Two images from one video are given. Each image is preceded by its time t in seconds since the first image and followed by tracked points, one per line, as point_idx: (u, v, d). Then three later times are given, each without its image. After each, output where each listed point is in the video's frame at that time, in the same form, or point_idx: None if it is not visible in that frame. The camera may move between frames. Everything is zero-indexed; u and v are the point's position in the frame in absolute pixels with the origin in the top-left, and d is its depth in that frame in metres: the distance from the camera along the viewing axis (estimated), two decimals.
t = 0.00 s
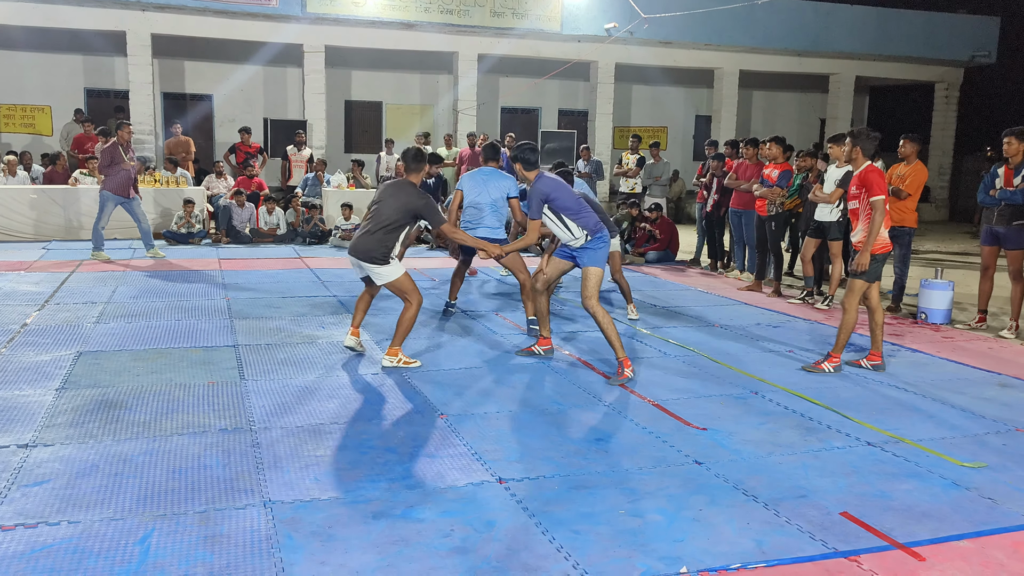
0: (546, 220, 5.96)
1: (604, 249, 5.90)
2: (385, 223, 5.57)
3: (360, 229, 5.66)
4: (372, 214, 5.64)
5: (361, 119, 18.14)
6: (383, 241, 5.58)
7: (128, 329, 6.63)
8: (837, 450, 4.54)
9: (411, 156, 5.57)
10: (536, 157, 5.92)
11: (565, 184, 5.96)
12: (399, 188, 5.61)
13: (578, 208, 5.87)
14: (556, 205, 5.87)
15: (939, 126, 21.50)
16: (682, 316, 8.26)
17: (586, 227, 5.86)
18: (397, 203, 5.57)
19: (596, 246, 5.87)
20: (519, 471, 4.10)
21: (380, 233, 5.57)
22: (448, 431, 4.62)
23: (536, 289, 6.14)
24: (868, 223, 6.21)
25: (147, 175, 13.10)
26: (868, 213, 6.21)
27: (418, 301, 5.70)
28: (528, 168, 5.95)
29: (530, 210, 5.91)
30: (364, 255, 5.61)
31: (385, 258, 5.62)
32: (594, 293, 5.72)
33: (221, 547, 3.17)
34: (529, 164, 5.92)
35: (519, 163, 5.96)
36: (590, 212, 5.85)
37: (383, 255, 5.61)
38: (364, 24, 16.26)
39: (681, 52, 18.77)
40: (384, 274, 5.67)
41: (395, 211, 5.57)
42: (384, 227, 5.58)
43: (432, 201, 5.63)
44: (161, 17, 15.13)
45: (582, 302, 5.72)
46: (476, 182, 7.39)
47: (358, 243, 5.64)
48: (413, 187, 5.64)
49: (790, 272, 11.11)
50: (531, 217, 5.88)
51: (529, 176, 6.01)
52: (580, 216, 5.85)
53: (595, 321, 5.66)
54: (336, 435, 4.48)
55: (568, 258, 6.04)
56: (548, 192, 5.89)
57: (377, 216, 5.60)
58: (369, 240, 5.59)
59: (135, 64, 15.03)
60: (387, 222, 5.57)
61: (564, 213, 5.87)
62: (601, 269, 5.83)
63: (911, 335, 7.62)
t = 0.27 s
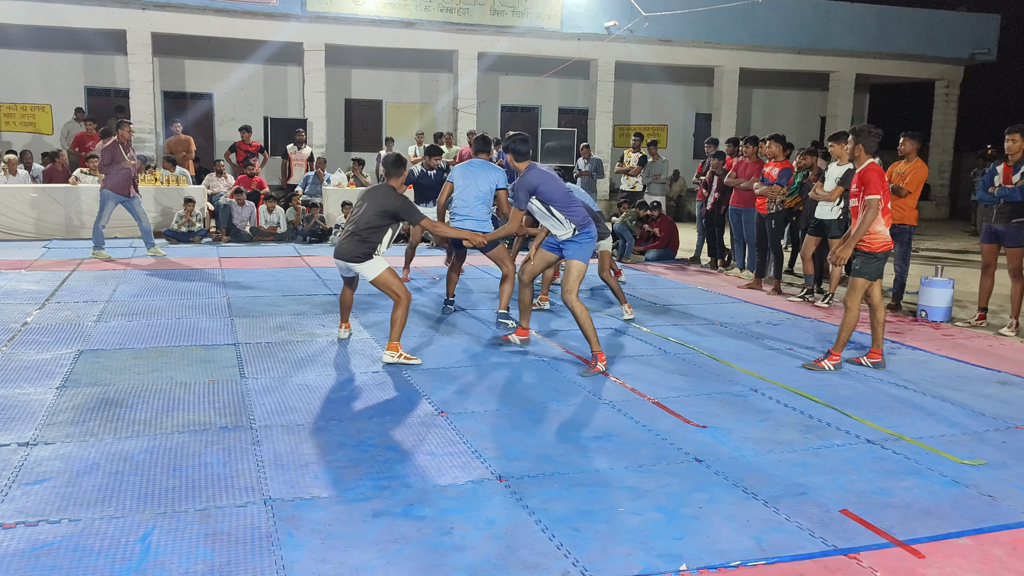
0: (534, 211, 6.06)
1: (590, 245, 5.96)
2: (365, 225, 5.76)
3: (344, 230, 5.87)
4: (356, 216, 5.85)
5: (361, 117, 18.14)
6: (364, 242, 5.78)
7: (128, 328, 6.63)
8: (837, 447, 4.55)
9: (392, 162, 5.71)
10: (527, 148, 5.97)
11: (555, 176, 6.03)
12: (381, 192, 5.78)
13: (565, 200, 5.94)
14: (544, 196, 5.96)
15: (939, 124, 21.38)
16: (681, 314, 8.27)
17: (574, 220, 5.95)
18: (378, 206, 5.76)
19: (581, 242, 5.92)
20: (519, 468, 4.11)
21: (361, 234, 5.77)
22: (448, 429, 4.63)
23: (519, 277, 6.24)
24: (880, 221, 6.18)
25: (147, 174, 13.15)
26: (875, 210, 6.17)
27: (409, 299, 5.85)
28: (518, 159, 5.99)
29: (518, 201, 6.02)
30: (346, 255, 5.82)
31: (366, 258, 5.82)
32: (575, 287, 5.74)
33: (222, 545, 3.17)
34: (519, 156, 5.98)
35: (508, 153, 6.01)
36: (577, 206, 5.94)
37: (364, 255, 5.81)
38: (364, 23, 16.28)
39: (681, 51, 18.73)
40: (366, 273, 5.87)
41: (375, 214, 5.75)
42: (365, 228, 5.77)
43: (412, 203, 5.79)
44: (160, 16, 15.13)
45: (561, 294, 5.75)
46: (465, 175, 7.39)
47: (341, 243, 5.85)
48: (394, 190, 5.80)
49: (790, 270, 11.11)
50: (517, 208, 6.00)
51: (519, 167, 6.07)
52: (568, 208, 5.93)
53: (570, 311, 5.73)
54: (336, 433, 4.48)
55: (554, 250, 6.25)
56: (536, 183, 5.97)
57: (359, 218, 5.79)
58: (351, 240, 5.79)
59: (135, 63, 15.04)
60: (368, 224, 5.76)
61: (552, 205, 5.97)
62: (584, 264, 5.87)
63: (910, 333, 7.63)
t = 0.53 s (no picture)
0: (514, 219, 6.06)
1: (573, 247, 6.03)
2: (355, 217, 5.83)
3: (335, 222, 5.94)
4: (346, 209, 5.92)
5: (363, 117, 18.16)
6: (353, 234, 5.84)
7: (131, 327, 6.64)
8: (839, 447, 4.54)
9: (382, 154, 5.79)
10: (504, 158, 5.89)
11: (533, 184, 6.01)
12: (371, 184, 5.84)
13: (545, 207, 5.96)
14: (523, 205, 5.95)
15: (943, 122, 21.37)
16: (683, 313, 8.26)
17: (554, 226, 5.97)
18: (368, 198, 5.82)
19: (564, 245, 5.97)
20: (522, 468, 4.11)
21: (351, 226, 5.83)
22: (450, 429, 4.63)
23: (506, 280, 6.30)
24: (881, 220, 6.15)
25: (150, 174, 13.15)
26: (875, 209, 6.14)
27: (393, 295, 5.88)
28: (496, 169, 5.91)
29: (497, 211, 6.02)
30: (335, 247, 5.88)
31: (354, 250, 5.88)
32: (560, 290, 5.80)
33: (224, 545, 3.17)
34: (496, 167, 5.90)
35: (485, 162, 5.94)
36: (556, 212, 5.98)
37: (353, 247, 5.87)
38: (366, 23, 16.30)
39: (684, 50, 18.71)
40: (354, 266, 5.92)
41: (364, 206, 5.81)
42: (354, 220, 5.84)
43: (401, 195, 5.83)
44: (163, 16, 15.15)
45: (548, 299, 5.80)
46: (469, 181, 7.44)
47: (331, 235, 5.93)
48: (384, 182, 5.87)
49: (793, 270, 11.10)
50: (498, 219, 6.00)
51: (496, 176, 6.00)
52: (548, 215, 5.95)
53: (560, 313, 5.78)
54: (338, 433, 4.48)
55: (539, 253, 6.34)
56: (514, 194, 5.95)
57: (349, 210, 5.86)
58: (340, 232, 5.86)
59: (138, 63, 15.06)
60: (357, 215, 5.83)
61: (531, 212, 5.95)
62: (569, 266, 5.92)
63: (913, 332, 7.61)
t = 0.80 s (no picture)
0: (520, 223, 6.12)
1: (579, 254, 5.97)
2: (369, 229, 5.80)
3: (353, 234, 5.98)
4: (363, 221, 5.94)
5: (366, 118, 18.17)
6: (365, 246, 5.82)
7: (135, 328, 6.65)
8: (842, 448, 4.54)
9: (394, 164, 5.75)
10: (510, 164, 5.96)
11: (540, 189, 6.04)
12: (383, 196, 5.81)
13: (548, 214, 5.96)
14: (529, 210, 5.98)
15: (946, 123, 21.29)
16: (687, 314, 8.26)
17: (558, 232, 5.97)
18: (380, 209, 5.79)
19: (570, 252, 5.93)
20: (524, 468, 4.11)
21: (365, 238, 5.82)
22: (453, 430, 4.63)
23: (506, 279, 6.40)
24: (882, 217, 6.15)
25: (153, 174, 13.18)
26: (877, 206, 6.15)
27: (409, 302, 5.83)
28: (502, 174, 5.99)
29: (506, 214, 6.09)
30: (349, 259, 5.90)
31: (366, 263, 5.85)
32: (568, 296, 5.76)
33: (228, 545, 3.18)
34: (502, 171, 5.97)
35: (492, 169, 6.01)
36: (562, 219, 5.97)
37: (365, 260, 5.84)
38: (369, 24, 16.31)
39: (686, 51, 18.69)
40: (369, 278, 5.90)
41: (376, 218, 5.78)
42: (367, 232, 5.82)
43: (412, 207, 5.74)
44: (166, 17, 15.17)
45: (556, 304, 5.75)
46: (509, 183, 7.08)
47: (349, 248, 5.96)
48: (397, 194, 5.81)
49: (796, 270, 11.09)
50: (506, 222, 6.08)
51: (505, 181, 6.08)
52: (552, 221, 5.96)
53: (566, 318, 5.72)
54: (342, 434, 4.48)
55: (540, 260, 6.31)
56: (521, 198, 5.99)
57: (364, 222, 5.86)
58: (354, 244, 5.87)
59: (142, 64, 15.08)
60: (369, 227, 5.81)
61: (536, 219, 5.98)
62: (575, 273, 5.91)
63: (916, 333, 7.60)
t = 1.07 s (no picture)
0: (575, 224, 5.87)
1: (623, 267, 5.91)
2: (427, 241, 5.39)
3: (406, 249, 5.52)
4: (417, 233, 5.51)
5: (370, 120, 18.19)
6: (425, 259, 5.41)
7: (139, 329, 6.67)
8: (846, 450, 4.53)
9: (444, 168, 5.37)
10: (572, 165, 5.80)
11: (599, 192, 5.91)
12: (439, 204, 5.40)
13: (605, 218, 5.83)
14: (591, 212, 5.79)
15: (951, 125, 21.30)
16: (691, 315, 8.25)
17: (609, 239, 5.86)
18: (435, 217, 5.38)
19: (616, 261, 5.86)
20: (528, 470, 4.11)
21: (425, 251, 5.39)
22: (457, 431, 4.63)
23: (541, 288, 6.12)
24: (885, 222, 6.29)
25: (158, 176, 13.21)
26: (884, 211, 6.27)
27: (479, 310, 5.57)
28: (562, 174, 5.78)
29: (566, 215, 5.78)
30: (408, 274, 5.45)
31: (428, 277, 5.42)
32: (598, 298, 5.73)
33: (232, 546, 3.19)
34: (562, 170, 5.75)
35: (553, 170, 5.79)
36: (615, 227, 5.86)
37: (426, 274, 5.42)
38: (373, 25, 16.34)
39: (690, 52, 18.70)
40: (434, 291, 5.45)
41: (434, 228, 5.38)
42: (425, 245, 5.40)
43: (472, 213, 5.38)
44: (171, 19, 15.22)
45: (583, 302, 5.74)
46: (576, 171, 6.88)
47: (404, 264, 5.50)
48: (453, 201, 5.43)
49: (800, 271, 11.07)
50: (567, 220, 5.71)
51: (563, 182, 5.82)
52: (608, 227, 5.83)
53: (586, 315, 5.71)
54: (346, 434, 4.49)
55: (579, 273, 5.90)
56: (586, 198, 5.77)
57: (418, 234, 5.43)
58: (411, 259, 5.44)
59: (147, 66, 15.13)
60: (428, 239, 5.38)
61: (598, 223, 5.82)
62: (614, 279, 5.83)
63: (921, 334, 7.59)
